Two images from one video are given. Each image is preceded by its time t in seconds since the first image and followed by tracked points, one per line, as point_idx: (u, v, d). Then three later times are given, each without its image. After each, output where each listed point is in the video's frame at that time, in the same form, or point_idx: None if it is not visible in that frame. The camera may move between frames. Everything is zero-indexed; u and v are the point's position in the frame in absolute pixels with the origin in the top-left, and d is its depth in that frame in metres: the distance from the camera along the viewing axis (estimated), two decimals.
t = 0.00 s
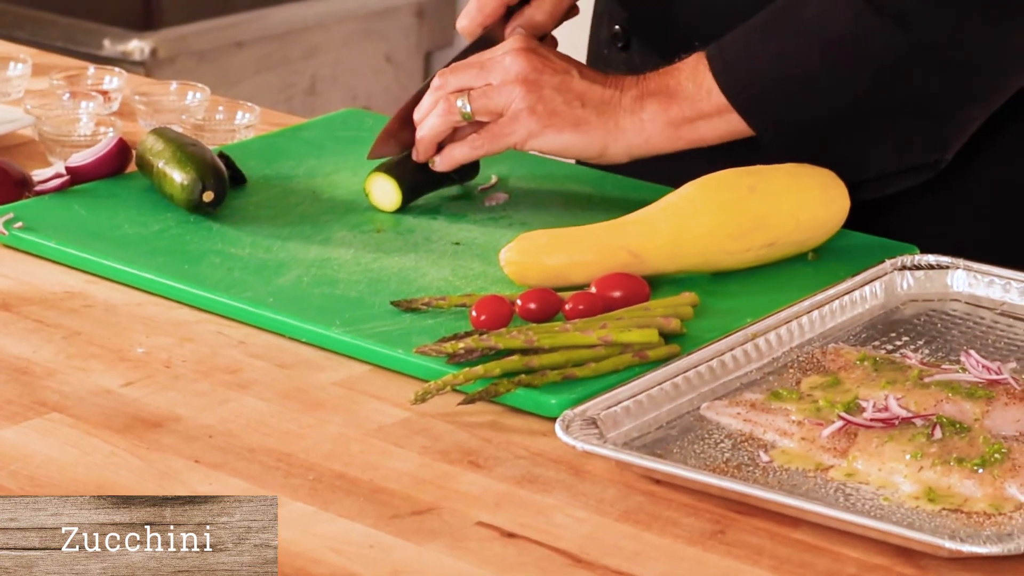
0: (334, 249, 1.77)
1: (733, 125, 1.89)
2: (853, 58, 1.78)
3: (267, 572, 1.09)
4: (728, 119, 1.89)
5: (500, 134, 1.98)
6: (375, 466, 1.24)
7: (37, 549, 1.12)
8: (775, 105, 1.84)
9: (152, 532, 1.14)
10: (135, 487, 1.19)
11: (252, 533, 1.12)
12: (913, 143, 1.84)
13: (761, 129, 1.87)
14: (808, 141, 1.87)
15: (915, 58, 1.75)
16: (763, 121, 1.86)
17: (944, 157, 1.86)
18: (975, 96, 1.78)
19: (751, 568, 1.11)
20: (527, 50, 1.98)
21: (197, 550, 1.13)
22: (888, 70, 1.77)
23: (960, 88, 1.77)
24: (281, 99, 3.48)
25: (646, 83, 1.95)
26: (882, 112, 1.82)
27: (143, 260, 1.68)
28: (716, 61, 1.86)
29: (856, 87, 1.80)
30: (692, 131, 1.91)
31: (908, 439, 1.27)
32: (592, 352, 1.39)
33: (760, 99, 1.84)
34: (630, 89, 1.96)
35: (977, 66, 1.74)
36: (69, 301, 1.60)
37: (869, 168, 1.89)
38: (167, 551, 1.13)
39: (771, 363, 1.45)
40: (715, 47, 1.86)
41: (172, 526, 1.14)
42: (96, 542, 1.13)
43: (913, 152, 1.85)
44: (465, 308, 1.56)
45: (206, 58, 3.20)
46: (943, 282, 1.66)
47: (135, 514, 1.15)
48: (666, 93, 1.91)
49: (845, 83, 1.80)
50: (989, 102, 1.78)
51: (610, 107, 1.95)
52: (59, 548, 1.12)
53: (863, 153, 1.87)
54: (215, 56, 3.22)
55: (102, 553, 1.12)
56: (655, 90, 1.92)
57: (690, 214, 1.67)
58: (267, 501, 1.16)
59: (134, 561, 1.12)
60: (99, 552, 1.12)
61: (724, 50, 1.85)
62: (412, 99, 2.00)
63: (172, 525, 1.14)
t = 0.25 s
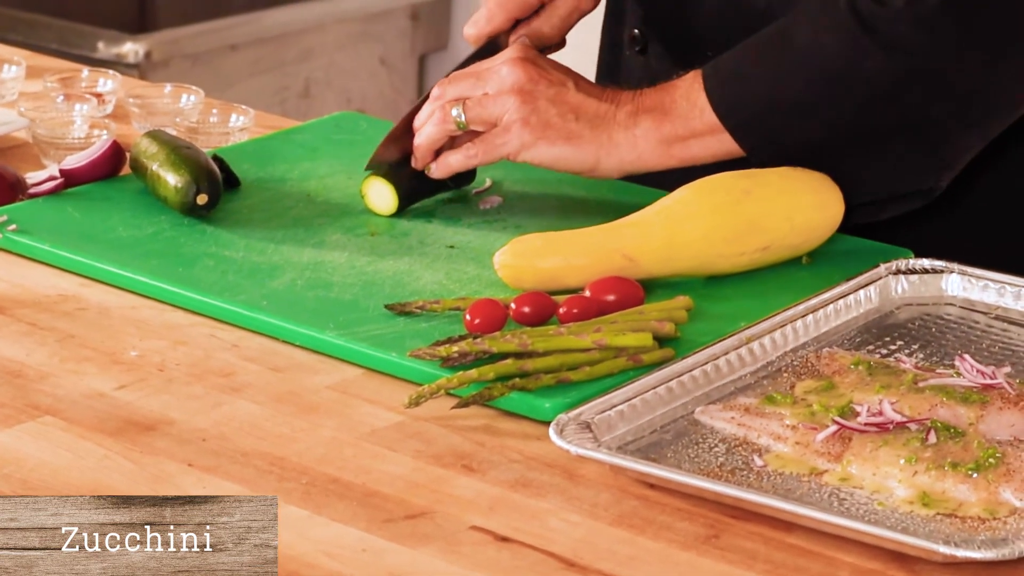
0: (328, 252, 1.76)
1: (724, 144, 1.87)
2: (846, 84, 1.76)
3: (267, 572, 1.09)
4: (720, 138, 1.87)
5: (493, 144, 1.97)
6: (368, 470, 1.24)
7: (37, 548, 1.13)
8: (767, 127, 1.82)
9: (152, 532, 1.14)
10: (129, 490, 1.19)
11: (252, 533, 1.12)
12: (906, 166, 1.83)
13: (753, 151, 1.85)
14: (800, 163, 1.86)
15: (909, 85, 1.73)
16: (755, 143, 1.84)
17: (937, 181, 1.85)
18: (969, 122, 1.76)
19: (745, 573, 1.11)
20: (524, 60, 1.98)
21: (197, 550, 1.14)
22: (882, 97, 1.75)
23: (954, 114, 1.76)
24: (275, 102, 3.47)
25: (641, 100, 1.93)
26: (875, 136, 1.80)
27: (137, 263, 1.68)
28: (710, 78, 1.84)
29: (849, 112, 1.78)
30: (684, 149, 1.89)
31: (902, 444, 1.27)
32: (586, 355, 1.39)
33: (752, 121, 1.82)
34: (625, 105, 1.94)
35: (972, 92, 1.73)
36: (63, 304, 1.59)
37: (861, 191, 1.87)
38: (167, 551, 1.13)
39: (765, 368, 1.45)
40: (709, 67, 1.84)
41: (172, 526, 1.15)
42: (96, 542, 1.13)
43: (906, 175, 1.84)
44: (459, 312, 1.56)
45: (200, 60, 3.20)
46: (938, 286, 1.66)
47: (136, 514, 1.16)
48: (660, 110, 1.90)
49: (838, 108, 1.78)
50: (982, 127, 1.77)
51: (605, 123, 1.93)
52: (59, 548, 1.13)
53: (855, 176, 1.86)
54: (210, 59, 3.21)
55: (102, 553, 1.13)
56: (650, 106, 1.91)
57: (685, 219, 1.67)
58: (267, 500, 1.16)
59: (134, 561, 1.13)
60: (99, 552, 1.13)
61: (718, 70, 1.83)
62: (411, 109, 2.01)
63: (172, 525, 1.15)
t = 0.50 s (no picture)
0: (323, 257, 1.76)
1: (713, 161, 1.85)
2: (837, 106, 1.75)
3: (267, 572, 1.09)
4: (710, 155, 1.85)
5: (483, 154, 1.96)
6: (364, 475, 1.24)
7: (37, 548, 1.13)
8: (759, 147, 1.82)
9: (152, 532, 1.14)
10: (124, 495, 1.19)
11: (252, 535, 1.12)
12: (896, 186, 1.82)
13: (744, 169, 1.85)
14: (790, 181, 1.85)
15: (900, 107, 1.73)
16: (746, 162, 1.83)
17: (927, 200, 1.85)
18: (959, 144, 1.76)
19: None
20: (518, 70, 1.98)
21: (197, 550, 1.13)
22: (872, 118, 1.75)
23: (945, 136, 1.75)
24: (271, 106, 3.47)
25: (632, 114, 1.91)
26: (865, 157, 1.79)
27: (133, 267, 1.68)
28: (702, 96, 1.83)
29: (839, 134, 1.77)
30: (674, 165, 1.87)
31: (897, 450, 1.27)
32: (582, 360, 1.39)
33: (743, 140, 1.82)
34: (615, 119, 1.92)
35: (962, 115, 1.72)
36: (59, 308, 1.59)
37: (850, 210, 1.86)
38: (167, 551, 1.13)
39: (761, 373, 1.45)
40: (702, 85, 1.83)
41: (172, 526, 1.15)
42: (96, 542, 1.13)
43: (895, 195, 1.83)
44: (455, 317, 1.56)
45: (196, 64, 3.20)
46: (933, 292, 1.66)
47: (135, 514, 1.16)
48: (651, 124, 1.87)
49: (828, 130, 1.77)
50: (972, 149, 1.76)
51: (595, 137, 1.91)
52: (59, 548, 1.13)
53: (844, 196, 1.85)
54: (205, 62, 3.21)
55: (103, 553, 1.12)
56: (640, 121, 1.89)
57: (680, 225, 1.67)
58: (266, 501, 1.17)
59: (134, 561, 1.12)
60: (99, 551, 1.12)
61: (710, 89, 1.82)
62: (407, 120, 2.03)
63: (172, 525, 1.15)
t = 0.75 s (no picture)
0: (320, 261, 1.76)
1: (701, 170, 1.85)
2: (827, 117, 1.74)
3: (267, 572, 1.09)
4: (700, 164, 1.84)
5: (470, 163, 1.96)
6: (362, 479, 1.24)
7: (37, 548, 1.12)
8: (748, 157, 1.81)
9: (152, 532, 1.14)
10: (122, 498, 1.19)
11: (252, 534, 1.12)
12: (888, 195, 1.81)
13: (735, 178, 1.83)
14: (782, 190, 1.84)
15: (890, 117, 1.72)
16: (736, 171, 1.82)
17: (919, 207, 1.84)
18: (950, 152, 1.75)
19: None
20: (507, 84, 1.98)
21: (197, 550, 1.12)
22: (863, 129, 1.74)
23: (936, 143, 1.74)
24: (268, 110, 3.46)
25: (620, 123, 1.91)
26: (856, 167, 1.78)
27: (130, 271, 1.67)
28: (690, 106, 1.82)
29: (830, 144, 1.76)
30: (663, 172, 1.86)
31: (895, 453, 1.28)
32: (580, 364, 1.39)
33: (734, 149, 1.80)
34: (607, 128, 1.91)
35: (952, 123, 1.72)
36: (56, 312, 1.59)
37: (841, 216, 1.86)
38: (168, 551, 1.12)
39: (757, 377, 1.45)
40: (691, 95, 1.82)
41: (172, 526, 1.14)
42: (96, 542, 1.12)
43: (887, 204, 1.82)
44: (452, 321, 1.56)
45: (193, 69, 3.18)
46: (930, 296, 1.66)
47: (135, 515, 1.15)
48: (639, 133, 1.88)
49: (818, 140, 1.76)
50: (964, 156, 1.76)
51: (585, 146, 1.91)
52: (59, 548, 1.12)
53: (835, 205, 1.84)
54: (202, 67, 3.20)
55: (102, 553, 1.11)
56: (629, 130, 1.89)
57: (677, 230, 1.67)
58: (266, 501, 1.16)
59: (134, 561, 1.11)
60: (99, 552, 1.11)
61: (700, 99, 1.81)
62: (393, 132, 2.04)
63: (172, 526, 1.14)
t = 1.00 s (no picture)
0: (319, 264, 1.76)
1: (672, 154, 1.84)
2: (796, 106, 1.74)
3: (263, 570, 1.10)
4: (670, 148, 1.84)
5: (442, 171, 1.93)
6: (360, 482, 1.24)
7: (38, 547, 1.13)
8: (719, 144, 1.81)
9: (152, 532, 1.14)
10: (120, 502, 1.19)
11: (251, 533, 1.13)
12: (855, 183, 1.83)
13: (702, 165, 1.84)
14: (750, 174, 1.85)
15: (858, 108, 1.73)
16: (705, 159, 1.82)
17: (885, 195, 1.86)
18: (918, 142, 1.77)
19: None
20: (465, 87, 1.95)
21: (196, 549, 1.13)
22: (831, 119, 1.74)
23: (902, 134, 1.75)
24: (267, 113, 3.46)
25: (588, 107, 1.89)
26: (823, 155, 1.79)
27: (127, 274, 1.67)
28: (660, 94, 1.81)
29: (798, 133, 1.77)
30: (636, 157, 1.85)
31: (893, 458, 1.27)
32: (578, 368, 1.39)
33: (703, 137, 1.80)
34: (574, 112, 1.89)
35: (919, 114, 1.73)
36: (54, 315, 1.59)
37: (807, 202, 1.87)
38: (166, 549, 1.12)
39: (755, 381, 1.45)
40: (659, 80, 1.81)
41: (171, 526, 1.14)
42: (96, 542, 1.13)
43: (852, 191, 1.84)
44: (450, 324, 1.56)
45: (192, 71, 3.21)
46: (929, 300, 1.66)
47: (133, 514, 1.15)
48: (608, 117, 1.86)
49: (787, 130, 1.77)
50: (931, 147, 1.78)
51: (553, 133, 1.89)
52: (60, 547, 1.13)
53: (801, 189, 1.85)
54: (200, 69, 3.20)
55: (103, 552, 1.12)
56: (598, 114, 1.87)
57: (676, 234, 1.67)
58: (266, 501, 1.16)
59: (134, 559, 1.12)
60: (100, 551, 1.13)
61: (668, 85, 1.80)
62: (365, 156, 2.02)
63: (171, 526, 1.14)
